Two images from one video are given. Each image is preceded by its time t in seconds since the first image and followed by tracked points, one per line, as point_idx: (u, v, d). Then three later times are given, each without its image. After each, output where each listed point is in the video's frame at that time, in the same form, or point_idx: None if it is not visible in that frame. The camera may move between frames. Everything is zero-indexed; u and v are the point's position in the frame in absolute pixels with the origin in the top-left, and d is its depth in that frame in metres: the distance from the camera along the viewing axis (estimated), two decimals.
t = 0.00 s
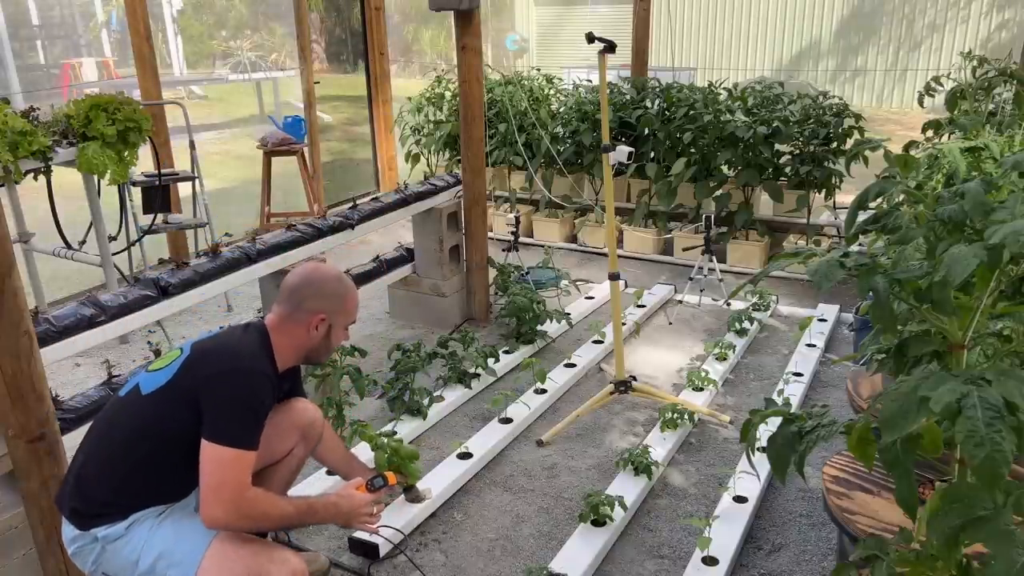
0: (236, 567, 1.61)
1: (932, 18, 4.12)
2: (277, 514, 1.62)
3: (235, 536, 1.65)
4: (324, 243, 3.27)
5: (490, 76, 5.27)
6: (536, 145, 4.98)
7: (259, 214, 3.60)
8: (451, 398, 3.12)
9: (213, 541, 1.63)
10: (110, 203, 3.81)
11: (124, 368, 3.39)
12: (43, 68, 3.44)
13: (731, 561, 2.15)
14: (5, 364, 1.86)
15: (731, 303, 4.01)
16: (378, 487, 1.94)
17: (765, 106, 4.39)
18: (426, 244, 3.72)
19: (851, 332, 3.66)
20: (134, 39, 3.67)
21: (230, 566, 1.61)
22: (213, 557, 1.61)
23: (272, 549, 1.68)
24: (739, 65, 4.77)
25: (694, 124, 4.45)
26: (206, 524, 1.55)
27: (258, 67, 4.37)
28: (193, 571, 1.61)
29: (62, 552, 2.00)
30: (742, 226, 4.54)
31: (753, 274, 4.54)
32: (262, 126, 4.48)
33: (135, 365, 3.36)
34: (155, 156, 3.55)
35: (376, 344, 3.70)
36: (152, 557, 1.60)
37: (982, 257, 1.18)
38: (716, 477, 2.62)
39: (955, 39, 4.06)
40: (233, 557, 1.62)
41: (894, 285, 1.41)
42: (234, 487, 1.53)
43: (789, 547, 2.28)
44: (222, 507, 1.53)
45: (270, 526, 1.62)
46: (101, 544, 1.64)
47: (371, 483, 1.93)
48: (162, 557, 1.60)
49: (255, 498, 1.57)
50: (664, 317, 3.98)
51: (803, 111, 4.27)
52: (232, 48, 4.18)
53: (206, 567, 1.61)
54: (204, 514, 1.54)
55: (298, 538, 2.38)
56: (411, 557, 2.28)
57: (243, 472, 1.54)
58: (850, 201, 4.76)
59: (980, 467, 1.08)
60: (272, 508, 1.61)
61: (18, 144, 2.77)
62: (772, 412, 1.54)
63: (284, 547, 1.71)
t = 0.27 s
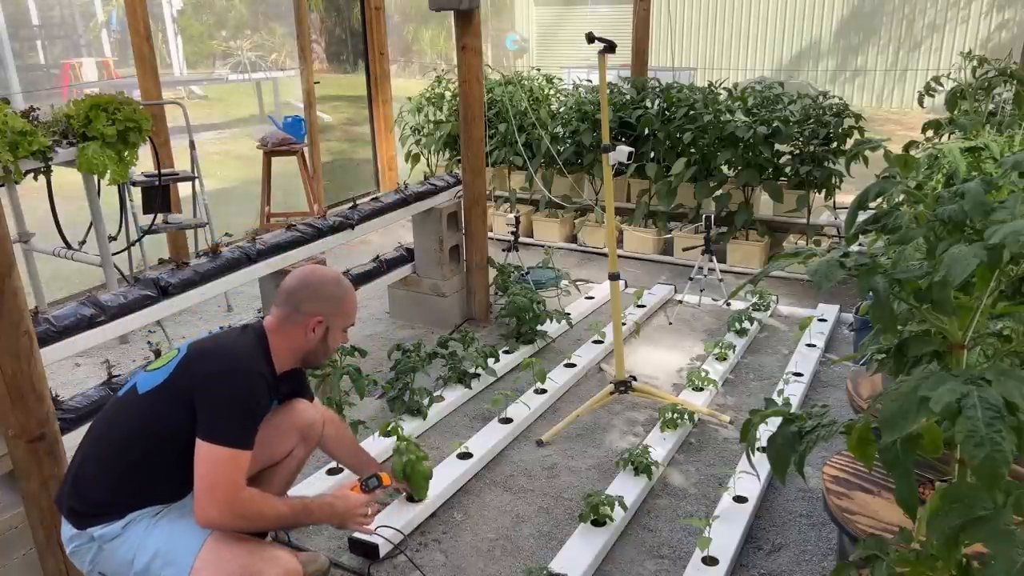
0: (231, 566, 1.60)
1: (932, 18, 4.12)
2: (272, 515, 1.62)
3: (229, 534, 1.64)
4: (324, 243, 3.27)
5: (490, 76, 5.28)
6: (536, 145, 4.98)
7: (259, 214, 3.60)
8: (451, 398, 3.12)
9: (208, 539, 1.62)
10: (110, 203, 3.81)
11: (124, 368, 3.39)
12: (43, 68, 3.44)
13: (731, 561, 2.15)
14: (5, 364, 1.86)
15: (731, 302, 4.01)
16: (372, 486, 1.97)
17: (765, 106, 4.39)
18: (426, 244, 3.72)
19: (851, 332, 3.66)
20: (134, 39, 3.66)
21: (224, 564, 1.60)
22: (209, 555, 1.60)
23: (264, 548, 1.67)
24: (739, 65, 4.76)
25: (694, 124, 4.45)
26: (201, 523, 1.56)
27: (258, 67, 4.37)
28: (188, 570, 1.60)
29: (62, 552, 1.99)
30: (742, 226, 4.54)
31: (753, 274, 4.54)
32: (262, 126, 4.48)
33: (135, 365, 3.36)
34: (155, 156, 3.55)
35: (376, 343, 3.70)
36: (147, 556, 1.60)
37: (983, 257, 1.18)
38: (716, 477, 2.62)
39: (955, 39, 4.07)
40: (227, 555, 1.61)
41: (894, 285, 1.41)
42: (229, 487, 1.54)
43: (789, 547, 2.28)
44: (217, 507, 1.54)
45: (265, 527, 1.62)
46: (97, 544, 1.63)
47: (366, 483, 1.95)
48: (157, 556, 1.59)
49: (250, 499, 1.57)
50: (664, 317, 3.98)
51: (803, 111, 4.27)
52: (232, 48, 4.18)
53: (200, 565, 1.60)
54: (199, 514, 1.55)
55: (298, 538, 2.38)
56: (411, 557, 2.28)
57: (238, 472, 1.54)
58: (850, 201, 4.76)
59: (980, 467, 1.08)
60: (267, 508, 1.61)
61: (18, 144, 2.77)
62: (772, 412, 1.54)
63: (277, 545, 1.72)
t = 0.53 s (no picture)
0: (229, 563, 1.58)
1: (932, 18, 4.12)
2: (271, 515, 1.62)
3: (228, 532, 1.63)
4: (324, 243, 3.27)
5: (490, 76, 5.28)
6: (536, 145, 4.98)
7: (259, 214, 3.60)
8: (451, 398, 3.12)
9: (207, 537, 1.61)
10: (109, 203, 3.81)
11: (124, 368, 3.38)
12: (43, 67, 3.43)
13: (731, 561, 2.15)
14: (5, 364, 1.86)
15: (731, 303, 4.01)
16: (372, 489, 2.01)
17: (765, 106, 4.39)
18: (426, 244, 3.72)
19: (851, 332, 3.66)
20: (134, 39, 3.66)
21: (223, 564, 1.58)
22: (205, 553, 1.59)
23: (262, 547, 1.67)
24: (739, 65, 4.77)
25: (694, 124, 4.45)
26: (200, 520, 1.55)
27: (258, 67, 4.37)
28: (186, 569, 1.59)
29: (61, 552, 1.99)
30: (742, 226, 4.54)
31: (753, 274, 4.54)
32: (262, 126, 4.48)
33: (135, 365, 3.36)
34: (155, 156, 3.55)
35: (376, 343, 3.70)
36: (146, 554, 1.59)
37: (982, 257, 1.18)
38: (716, 477, 2.62)
39: (955, 39, 4.07)
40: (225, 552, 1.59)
41: (894, 284, 1.41)
42: (229, 485, 1.53)
43: (789, 547, 2.28)
44: (216, 504, 1.53)
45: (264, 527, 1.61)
46: (97, 540, 1.63)
47: (366, 486, 1.99)
48: (156, 554, 1.59)
49: (249, 498, 1.57)
50: (664, 317, 3.98)
51: (803, 111, 4.27)
52: (232, 48, 4.18)
53: (198, 564, 1.58)
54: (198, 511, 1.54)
55: (298, 538, 2.38)
56: (411, 557, 2.28)
57: (238, 470, 1.54)
58: (849, 201, 4.76)
59: (980, 467, 1.08)
60: (266, 508, 1.60)
61: (18, 144, 2.77)
62: (772, 412, 1.54)
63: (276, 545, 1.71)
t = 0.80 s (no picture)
0: (229, 561, 1.58)
1: (932, 18, 4.12)
2: (262, 510, 1.62)
3: (231, 532, 1.63)
4: (324, 243, 3.27)
5: (490, 76, 5.28)
6: (536, 145, 4.98)
7: (258, 214, 3.60)
8: (451, 398, 3.12)
9: (210, 537, 1.61)
10: (109, 203, 3.81)
11: (124, 368, 3.38)
12: (43, 68, 3.44)
13: (731, 561, 2.15)
14: (5, 364, 1.86)
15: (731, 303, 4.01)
16: (371, 484, 2.00)
17: (765, 105, 4.39)
18: (426, 244, 3.72)
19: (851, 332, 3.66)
20: (134, 38, 3.66)
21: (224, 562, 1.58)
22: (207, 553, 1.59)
23: (265, 546, 1.66)
24: (739, 66, 4.76)
25: (694, 124, 4.45)
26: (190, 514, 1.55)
27: (257, 67, 4.37)
28: (188, 568, 1.58)
29: (62, 552, 1.99)
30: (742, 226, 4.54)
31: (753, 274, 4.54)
32: (262, 126, 4.48)
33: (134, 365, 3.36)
34: (155, 156, 3.55)
35: (376, 343, 3.70)
36: (149, 554, 1.59)
37: (982, 257, 1.18)
38: (716, 477, 2.62)
39: (955, 39, 4.07)
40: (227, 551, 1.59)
41: (894, 285, 1.41)
42: (220, 479, 1.53)
43: (789, 547, 2.28)
44: (205, 498, 1.53)
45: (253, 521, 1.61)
46: (100, 539, 1.64)
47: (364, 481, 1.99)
48: (158, 553, 1.59)
49: (239, 492, 1.57)
50: (664, 317, 3.98)
51: (803, 111, 4.27)
52: (232, 48, 4.18)
53: (200, 564, 1.58)
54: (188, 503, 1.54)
55: (298, 538, 2.38)
56: (411, 557, 2.28)
57: (230, 464, 1.53)
58: (849, 201, 4.76)
59: (980, 467, 1.08)
60: (256, 502, 1.60)
61: (18, 144, 2.77)
62: (772, 412, 1.54)
63: (278, 545, 1.70)
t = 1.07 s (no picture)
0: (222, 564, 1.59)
1: (932, 18, 4.12)
2: (246, 508, 1.61)
3: (225, 537, 1.64)
4: (324, 244, 3.27)
5: (490, 76, 5.28)
6: (536, 145, 4.98)
7: (258, 214, 3.60)
8: (451, 398, 3.12)
9: (204, 540, 1.62)
10: (109, 203, 3.81)
11: (124, 368, 3.38)
12: (43, 68, 3.44)
13: (731, 561, 2.15)
14: (5, 364, 1.86)
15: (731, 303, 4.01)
16: (369, 470, 1.92)
17: (765, 106, 4.39)
18: (426, 244, 3.72)
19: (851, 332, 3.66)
20: (134, 38, 3.66)
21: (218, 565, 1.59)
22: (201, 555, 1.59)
23: (260, 549, 1.66)
24: (739, 66, 4.76)
25: (694, 124, 4.45)
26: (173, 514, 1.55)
27: (257, 66, 4.37)
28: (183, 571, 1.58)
29: (62, 552, 1.99)
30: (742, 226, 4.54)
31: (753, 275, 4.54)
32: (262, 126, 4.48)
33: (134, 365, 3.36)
34: (155, 156, 3.55)
35: (376, 343, 3.70)
36: (144, 555, 1.59)
37: (982, 257, 1.18)
38: (716, 477, 2.62)
39: (955, 39, 4.07)
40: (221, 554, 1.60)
41: (894, 285, 1.41)
42: (203, 480, 1.53)
43: (789, 547, 2.28)
44: (187, 499, 1.53)
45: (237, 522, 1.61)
46: (97, 541, 1.63)
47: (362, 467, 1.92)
48: (154, 555, 1.58)
49: (222, 493, 1.56)
50: (664, 318, 3.98)
51: (803, 111, 4.27)
52: (232, 48, 4.18)
53: (195, 566, 1.58)
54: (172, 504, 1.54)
55: (298, 538, 2.38)
56: (411, 557, 2.28)
57: (213, 464, 1.53)
58: (849, 201, 4.76)
59: (980, 467, 1.08)
60: (240, 502, 1.59)
61: (18, 144, 2.77)
62: (772, 412, 1.54)
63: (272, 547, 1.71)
